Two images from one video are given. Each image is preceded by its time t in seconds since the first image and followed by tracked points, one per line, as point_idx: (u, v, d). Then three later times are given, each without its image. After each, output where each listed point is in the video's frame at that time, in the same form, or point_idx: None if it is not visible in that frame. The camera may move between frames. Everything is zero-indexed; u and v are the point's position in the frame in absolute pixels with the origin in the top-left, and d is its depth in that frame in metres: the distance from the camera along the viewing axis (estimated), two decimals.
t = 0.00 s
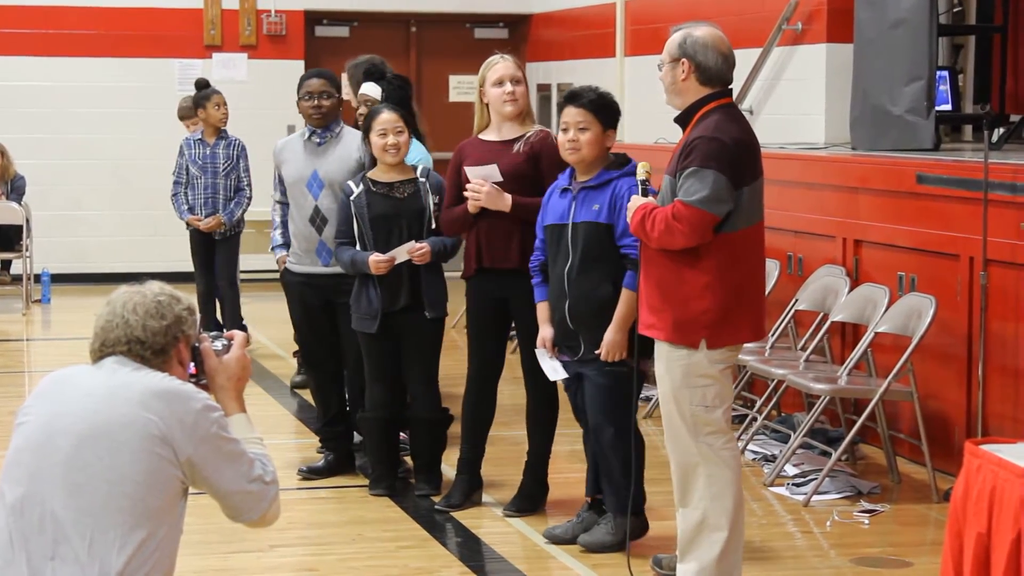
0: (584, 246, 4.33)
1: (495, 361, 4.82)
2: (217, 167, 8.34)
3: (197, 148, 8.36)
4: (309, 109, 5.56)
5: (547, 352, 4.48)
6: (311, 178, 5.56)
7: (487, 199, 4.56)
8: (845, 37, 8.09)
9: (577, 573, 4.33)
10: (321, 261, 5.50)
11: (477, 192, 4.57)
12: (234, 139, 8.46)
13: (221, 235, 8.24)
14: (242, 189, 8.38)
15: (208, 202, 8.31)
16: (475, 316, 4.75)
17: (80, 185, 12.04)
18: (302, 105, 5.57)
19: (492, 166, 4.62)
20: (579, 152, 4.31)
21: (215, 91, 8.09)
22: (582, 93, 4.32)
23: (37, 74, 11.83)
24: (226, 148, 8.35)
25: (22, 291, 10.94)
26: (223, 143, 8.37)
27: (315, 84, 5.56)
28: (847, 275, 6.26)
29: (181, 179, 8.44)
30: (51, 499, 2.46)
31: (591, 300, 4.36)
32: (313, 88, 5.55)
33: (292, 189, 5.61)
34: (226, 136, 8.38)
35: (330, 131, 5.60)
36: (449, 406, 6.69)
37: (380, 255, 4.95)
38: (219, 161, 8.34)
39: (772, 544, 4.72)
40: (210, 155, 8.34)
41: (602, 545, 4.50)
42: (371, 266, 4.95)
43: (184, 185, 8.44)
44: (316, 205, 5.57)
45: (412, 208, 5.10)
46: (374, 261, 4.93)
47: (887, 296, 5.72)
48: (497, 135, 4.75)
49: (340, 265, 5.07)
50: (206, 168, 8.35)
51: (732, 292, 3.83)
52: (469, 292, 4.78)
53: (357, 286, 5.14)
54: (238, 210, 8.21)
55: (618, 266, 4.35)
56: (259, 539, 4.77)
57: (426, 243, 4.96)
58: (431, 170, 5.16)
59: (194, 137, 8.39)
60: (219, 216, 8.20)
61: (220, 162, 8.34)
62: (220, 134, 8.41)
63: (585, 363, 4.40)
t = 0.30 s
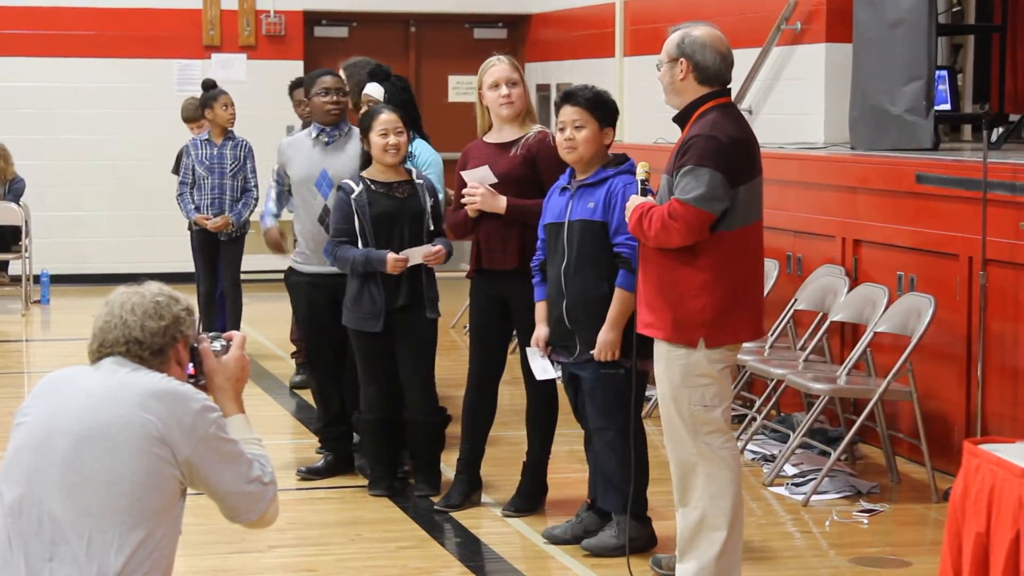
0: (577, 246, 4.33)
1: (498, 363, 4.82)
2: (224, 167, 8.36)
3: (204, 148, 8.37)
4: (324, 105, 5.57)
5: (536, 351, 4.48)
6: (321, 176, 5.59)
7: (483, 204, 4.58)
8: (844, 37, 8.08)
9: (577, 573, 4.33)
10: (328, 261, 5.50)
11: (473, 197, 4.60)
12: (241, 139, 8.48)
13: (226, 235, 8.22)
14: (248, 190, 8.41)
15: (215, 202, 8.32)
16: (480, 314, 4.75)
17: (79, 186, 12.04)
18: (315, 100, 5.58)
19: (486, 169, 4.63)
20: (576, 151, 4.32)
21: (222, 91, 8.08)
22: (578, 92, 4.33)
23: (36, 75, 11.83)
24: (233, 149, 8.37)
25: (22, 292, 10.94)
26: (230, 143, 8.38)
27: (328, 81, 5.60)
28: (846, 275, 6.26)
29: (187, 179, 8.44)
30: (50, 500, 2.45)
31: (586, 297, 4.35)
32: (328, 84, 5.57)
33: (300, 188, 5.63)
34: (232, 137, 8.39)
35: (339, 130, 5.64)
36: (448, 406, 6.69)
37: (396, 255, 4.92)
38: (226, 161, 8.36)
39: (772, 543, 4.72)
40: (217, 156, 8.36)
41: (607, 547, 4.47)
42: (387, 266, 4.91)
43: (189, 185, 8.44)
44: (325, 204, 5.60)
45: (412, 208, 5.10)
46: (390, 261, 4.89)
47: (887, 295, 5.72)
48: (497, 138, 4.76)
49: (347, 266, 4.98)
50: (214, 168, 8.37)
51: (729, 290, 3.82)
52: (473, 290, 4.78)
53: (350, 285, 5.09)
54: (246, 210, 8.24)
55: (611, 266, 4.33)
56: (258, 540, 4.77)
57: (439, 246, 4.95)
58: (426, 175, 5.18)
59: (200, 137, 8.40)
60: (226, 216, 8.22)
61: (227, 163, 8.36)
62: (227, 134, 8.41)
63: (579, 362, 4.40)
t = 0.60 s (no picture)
0: (583, 245, 4.32)
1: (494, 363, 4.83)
2: (229, 167, 8.35)
3: (209, 147, 8.36)
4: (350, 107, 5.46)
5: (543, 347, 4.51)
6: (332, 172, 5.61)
7: (472, 206, 4.58)
8: (841, 37, 8.08)
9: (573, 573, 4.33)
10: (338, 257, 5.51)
11: (463, 199, 4.60)
12: (246, 139, 8.47)
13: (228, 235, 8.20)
14: (253, 190, 8.42)
15: (219, 202, 8.31)
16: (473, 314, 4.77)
17: (76, 185, 12.03)
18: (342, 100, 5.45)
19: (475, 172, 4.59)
20: (585, 149, 4.31)
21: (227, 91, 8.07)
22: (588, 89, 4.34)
23: (33, 73, 11.82)
24: (238, 148, 8.37)
25: (19, 291, 10.93)
26: (235, 143, 8.38)
27: (357, 85, 5.42)
28: (843, 274, 6.25)
29: (191, 177, 8.43)
30: (46, 499, 2.45)
31: (589, 297, 4.35)
32: (359, 89, 5.42)
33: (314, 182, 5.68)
34: (238, 137, 8.39)
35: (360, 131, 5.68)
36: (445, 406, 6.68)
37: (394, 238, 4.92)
38: (231, 161, 8.35)
39: (768, 543, 4.72)
40: (222, 155, 8.35)
41: (603, 548, 4.47)
42: (386, 248, 4.91)
43: (193, 184, 8.42)
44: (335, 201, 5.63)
45: (406, 207, 5.10)
46: (391, 243, 4.90)
47: (883, 295, 5.72)
48: (486, 137, 4.76)
49: (342, 256, 4.95)
50: (218, 168, 8.35)
51: (726, 288, 3.82)
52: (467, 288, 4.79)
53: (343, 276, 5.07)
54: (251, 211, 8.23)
55: (613, 269, 4.31)
56: (255, 539, 4.76)
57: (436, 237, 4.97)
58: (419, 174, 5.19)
59: (205, 136, 8.39)
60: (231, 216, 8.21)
61: (232, 162, 8.35)
62: (232, 133, 8.41)
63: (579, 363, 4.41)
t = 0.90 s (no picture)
0: (598, 245, 4.34)
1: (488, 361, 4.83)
2: (232, 168, 8.34)
3: (211, 148, 8.35)
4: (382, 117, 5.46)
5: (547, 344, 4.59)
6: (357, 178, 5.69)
7: (463, 207, 4.57)
8: (838, 36, 8.09)
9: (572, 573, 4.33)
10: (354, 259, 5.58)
11: (455, 200, 4.58)
12: (248, 140, 8.48)
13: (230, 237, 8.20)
14: (255, 192, 8.42)
15: (221, 203, 8.30)
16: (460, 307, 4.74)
17: (74, 186, 12.02)
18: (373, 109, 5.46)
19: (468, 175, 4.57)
20: (601, 153, 4.31)
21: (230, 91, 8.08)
22: (607, 94, 4.30)
23: (31, 75, 11.81)
24: (241, 149, 8.37)
25: (17, 292, 10.92)
26: (237, 144, 8.39)
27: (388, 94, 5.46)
28: (841, 274, 6.25)
29: (193, 177, 8.41)
30: (43, 500, 2.45)
31: (596, 301, 4.35)
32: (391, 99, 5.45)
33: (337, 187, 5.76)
34: (240, 137, 8.40)
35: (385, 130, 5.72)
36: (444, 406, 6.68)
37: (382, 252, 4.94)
38: (234, 162, 8.34)
39: (767, 542, 4.72)
40: (224, 156, 8.34)
41: (602, 548, 4.47)
42: (370, 261, 4.93)
43: (195, 185, 8.40)
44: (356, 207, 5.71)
45: (409, 208, 5.11)
46: (374, 256, 4.92)
47: (881, 294, 5.72)
48: (470, 136, 4.74)
49: (333, 255, 5.00)
50: (220, 169, 8.34)
51: (726, 288, 3.82)
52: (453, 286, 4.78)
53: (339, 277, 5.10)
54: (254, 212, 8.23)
55: (625, 271, 4.31)
56: (253, 540, 4.75)
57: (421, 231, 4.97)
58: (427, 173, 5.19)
59: (207, 137, 8.39)
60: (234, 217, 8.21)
61: (235, 163, 8.35)
62: (234, 135, 8.41)
63: (585, 366, 4.41)
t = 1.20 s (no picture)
0: (601, 246, 4.33)
1: (479, 360, 4.83)
2: (230, 169, 8.35)
3: (210, 149, 8.35)
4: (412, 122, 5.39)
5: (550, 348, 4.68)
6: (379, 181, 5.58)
7: (467, 207, 4.56)
8: (837, 36, 8.08)
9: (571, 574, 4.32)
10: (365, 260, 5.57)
11: (457, 201, 4.58)
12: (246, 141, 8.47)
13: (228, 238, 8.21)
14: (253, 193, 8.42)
15: (219, 204, 8.30)
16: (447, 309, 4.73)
17: (73, 187, 12.02)
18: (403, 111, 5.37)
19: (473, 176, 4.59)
20: (604, 152, 4.31)
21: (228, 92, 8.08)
22: (616, 92, 4.32)
23: (29, 75, 11.80)
24: (239, 150, 8.37)
25: (15, 293, 10.91)
26: (236, 145, 8.39)
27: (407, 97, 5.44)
28: (840, 274, 6.25)
29: (192, 178, 8.41)
30: (41, 502, 2.45)
31: (600, 300, 4.35)
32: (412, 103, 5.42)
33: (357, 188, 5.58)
34: (239, 138, 8.40)
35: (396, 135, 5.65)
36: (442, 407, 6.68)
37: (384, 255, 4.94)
38: (232, 163, 8.35)
39: (766, 543, 4.72)
40: (223, 157, 8.34)
41: (601, 548, 4.46)
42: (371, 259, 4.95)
43: (193, 186, 8.40)
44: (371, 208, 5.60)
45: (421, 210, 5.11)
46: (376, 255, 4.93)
47: (880, 294, 5.72)
48: (461, 136, 4.71)
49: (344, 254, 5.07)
50: (219, 170, 8.35)
51: (726, 289, 3.83)
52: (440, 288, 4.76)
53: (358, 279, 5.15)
54: (253, 213, 8.23)
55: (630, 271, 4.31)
56: (252, 542, 4.75)
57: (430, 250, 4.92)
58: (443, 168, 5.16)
59: (206, 137, 8.39)
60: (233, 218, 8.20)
61: (233, 164, 8.35)
62: (233, 136, 8.41)
63: (589, 369, 4.41)
